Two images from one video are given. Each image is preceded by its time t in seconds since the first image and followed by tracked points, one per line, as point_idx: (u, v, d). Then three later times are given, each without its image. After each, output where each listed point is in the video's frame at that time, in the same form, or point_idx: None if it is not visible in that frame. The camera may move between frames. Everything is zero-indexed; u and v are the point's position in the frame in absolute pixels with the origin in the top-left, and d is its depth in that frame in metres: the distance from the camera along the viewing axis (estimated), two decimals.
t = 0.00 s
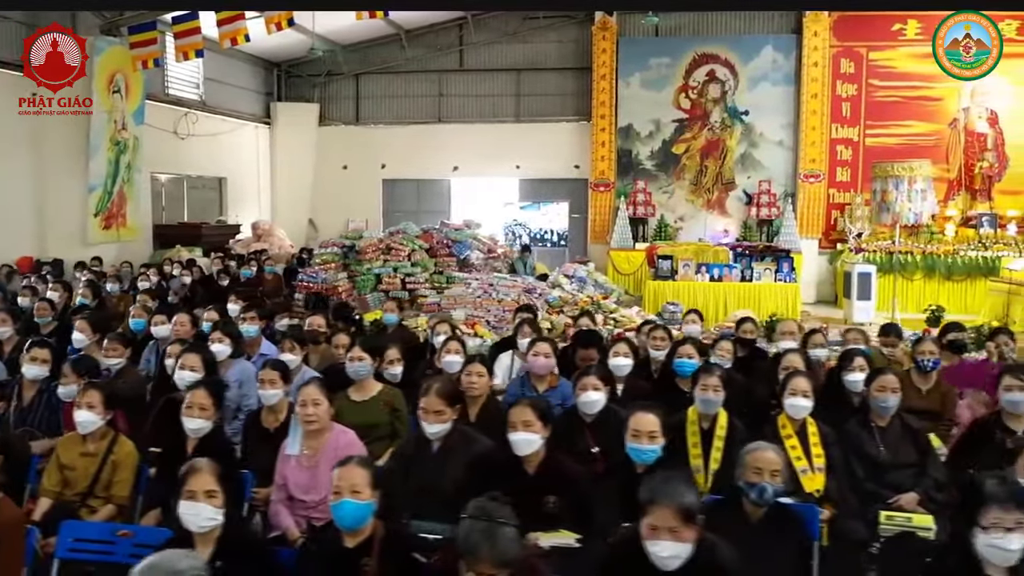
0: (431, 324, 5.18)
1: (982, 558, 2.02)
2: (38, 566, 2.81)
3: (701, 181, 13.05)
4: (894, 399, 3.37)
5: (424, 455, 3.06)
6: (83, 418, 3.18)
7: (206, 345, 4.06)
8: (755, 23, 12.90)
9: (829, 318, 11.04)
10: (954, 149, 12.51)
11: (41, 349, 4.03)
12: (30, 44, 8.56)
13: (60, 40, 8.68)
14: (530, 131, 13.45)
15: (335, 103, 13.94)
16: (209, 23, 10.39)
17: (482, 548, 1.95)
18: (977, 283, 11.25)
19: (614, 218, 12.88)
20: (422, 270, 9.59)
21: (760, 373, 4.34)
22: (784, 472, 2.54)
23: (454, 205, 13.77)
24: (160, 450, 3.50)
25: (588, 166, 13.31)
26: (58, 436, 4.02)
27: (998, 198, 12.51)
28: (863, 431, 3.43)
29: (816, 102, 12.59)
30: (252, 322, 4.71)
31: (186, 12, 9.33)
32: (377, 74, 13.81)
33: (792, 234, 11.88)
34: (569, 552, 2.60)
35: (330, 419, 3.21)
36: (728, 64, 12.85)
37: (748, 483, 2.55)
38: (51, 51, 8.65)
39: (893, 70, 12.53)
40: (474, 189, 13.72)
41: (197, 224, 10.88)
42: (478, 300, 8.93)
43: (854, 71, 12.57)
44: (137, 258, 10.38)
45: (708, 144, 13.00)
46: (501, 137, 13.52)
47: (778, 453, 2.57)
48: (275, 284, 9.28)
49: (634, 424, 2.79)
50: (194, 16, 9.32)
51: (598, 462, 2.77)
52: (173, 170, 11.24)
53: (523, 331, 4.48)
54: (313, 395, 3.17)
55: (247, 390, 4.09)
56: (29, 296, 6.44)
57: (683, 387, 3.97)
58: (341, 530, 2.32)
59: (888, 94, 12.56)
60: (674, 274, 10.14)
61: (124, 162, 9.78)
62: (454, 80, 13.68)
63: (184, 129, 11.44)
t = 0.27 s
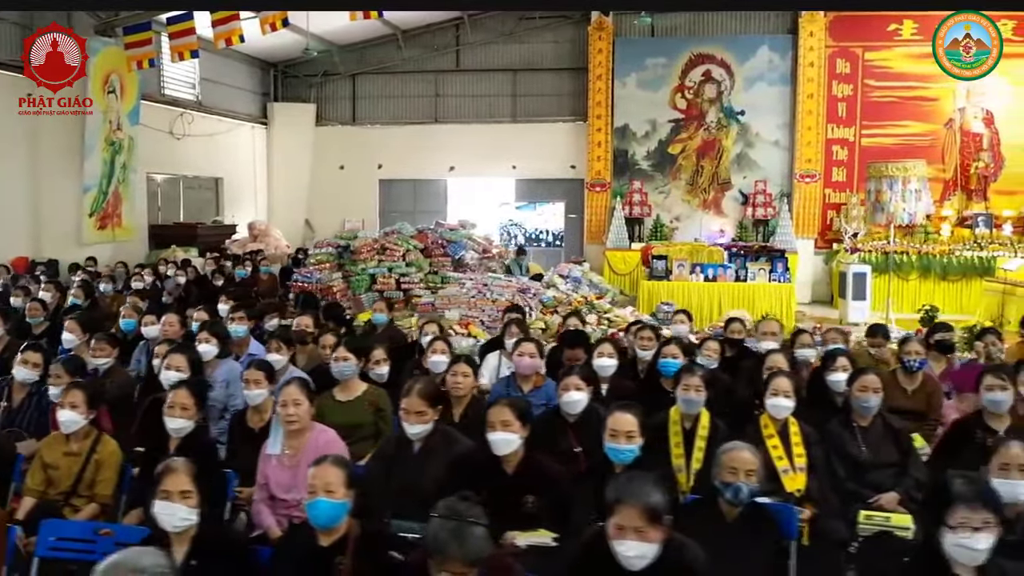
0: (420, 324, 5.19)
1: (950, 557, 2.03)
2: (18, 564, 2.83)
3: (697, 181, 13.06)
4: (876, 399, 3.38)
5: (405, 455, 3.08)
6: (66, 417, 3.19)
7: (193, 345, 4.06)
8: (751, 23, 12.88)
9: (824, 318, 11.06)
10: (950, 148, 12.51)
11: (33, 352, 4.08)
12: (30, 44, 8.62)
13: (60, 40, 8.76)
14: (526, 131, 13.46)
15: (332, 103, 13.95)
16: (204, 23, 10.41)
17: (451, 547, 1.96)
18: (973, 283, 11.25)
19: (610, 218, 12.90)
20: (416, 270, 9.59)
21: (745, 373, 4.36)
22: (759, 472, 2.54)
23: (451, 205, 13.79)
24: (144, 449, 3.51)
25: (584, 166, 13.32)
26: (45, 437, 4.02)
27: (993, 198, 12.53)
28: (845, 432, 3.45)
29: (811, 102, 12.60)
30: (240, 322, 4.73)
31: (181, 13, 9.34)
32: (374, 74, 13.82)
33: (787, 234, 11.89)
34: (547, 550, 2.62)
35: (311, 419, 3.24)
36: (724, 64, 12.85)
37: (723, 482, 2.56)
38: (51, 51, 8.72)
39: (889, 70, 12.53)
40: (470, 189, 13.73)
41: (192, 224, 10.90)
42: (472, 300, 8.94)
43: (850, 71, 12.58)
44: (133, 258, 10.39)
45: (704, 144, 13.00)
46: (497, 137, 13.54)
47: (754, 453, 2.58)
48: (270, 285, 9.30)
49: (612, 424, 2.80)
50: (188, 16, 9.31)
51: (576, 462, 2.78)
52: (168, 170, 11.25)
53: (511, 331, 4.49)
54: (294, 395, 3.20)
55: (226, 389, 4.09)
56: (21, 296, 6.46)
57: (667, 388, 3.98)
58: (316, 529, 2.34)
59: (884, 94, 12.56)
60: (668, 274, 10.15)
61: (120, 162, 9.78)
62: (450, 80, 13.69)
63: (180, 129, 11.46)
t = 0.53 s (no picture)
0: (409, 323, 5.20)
1: (915, 556, 2.04)
2: None
3: (693, 181, 13.06)
4: (855, 398, 3.40)
5: (384, 454, 3.08)
6: (47, 416, 3.21)
7: (178, 345, 4.07)
8: (747, 23, 12.89)
9: (819, 318, 11.07)
10: (946, 149, 12.52)
11: (22, 354, 4.07)
12: (30, 44, 8.64)
13: (60, 40, 8.74)
14: (522, 131, 13.48)
15: (328, 103, 13.97)
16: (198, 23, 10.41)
17: (417, 544, 1.98)
18: (968, 283, 11.23)
19: (606, 218, 12.91)
20: (410, 270, 9.58)
21: (730, 372, 4.38)
22: (733, 471, 2.55)
23: (447, 205, 13.81)
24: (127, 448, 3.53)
25: (580, 166, 13.33)
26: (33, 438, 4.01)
27: (989, 199, 12.54)
28: (825, 430, 3.47)
29: (807, 102, 12.61)
30: (228, 322, 4.75)
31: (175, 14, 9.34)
32: (370, 74, 13.84)
33: (782, 234, 11.90)
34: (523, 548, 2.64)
35: (291, 418, 3.26)
36: (720, 64, 12.86)
37: (696, 481, 2.57)
38: (51, 51, 8.73)
39: (885, 70, 12.54)
40: (466, 189, 13.74)
41: (188, 224, 10.92)
42: (466, 300, 8.95)
43: (846, 71, 12.59)
44: (127, 258, 10.40)
45: (700, 144, 13.01)
46: (493, 137, 13.55)
47: (728, 451, 2.58)
48: (265, 285, 9.31)
49: (588, 423, 2.81)
50: (183, 17, 9.32)
51: (553, 461, 2.79)
52: (164, 170, 11.26)
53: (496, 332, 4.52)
54: (274, 394, 3.21)
55: (206, 386, 4.16)
56: (13, 296, 6.48)
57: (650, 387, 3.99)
58: (288, 526, 2.35)
59: (879, 94, 12.57)
60: (663, 274, 10.15)
61: (114, 162, 9.81)
62: (446, 80, 13.70)
63: (175, 130, 11.48)
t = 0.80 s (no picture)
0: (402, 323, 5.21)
1: (886, 552, 2.06)
2: None
3: (689, 181, 13.07)
4: (839, 397, 3.41)
5: (367, 453, 3.09)
6: (32, 414, 3.24)
7: (165, 344, 4.09)
8: (743, 23, 12.90)
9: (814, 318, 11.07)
10: (942, 149, 12.53)
11: (13, 355, 4.11)
12: (30, 45, 8.60)
13: (60, 39, 8.66)
14: (519, 131, 13.48)
15: (325, 103, 13.98)
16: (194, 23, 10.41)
17: (391, 542, 2.01)
18: (964, 283, 11.22)
19: (602, 218, 12.91)
20: (405, 270, 9.59)
21: (717, 370, 4.39)
22: (712, 469, 2.55)
23: (443, 205, 13.81)
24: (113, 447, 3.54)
25: (576, 166, 13.33)
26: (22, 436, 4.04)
27: (985, 199, 12.54)
28: (809, 429, 3.48)
29: (803, 102, 12.62)
30: (218, 321, 4.77)
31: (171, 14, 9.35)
32: (367, 74, 13.84)
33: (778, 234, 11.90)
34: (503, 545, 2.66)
35: (277, 416, 3.27)
36: (716, 64, 12.86)
37: (675, 479, 2.58)
38: (51, 51, 8.67)
39: (881, 70, 12.54)
40: (463, 190, 13.75)
41: (184, 224, 10.93)
42: (460, 300, 8.95)
43: (842, 72, 12.59)
44: (123, 258, 10.42)
45: (696, 144, 13.02)
46: (490, 137, 13.56)
47: (707, 449, 2.58)
48: (260, 285, 9.32)
49: (569, 421, 2.82)
50: (178, 17, 9.32)
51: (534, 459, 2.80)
52: (160, 170, 11.27)
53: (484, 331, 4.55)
54: (259, 393, 3.22)
55: (186, 383, 4.19)
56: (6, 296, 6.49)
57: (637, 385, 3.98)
58: (267, 523, 2.36)
59: (876, 94, 12.57)
60: (658, 274, 10.15)
61: (110, 162, 9.83)
62: (443, 80, 13.71)
63: (172, 130, 11.48)
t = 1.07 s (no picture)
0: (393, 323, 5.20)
1: (849, 551, 2.06)
2: None
3: (685, 181, 13.07)
4: (818, 397, 3.42)
5: (344, 452, 3.11)
6: (12, 413, 3.25)
7: (149, 343, 4.12)
8: (738, 22, 12.91)
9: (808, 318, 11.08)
10: (937, 149, 12.53)
11: None
12: (30, 44, 8.78)
13: (60, 40, 8.84)
14: (515, 131, 13.50)
15: (321, 103, 13.99)
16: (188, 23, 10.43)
17: (356, 538, 2.03)
18: (958, 283, 11.19)
19: (598, 218, 12.91)
20: (399, 270, 9.60)
21: (701, 369, 4.40)
22: (683, 468, 2.55)
23: (439, 205, 13.82)
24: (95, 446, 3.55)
25: (572, 166, 13.33)
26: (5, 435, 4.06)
27: (980, 199, 12.54)
28: (788, 429, 3.49)
29: (798, 102, 12.63)
30: (204, 320, 4.79)
31: (164, 15, 9.38)
32: (363, 74, 13.86)
33: (773, 234, 11.90)
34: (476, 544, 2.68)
35: (257, 415, 3.25)
36: (711, 64, 12.87)
37: (647, 478, 2.59)
38: (51, 51, 8.84)
39: (876, 70, 12.55)
40: (459, 190, 13.76)
41: (178, 224, 10.95)
42: (453, 299, 8.96)
43: (837, 72, 12.60)
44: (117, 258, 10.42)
45: (692, 144, 13.02)
46: (485, 137, 13.58)
47: (679, 449, 2.58)
48: (253, 284, 9.32)
49: (544, 420, 2.83)
50: (172, 18, 9.34)
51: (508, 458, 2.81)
52: (155, 170, 11.28)
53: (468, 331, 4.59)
54: (240, 392, 3.20)
55: (167, 384, 4.24)
56: None
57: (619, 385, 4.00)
58: (239, 521, 2.37)
59: (871, 94, 12.58)
60: (651, 273, 10.15)
61: (104, 162, 9.80)
62: (439, 80, 13.72)
63: (167, 130, 11.50)
